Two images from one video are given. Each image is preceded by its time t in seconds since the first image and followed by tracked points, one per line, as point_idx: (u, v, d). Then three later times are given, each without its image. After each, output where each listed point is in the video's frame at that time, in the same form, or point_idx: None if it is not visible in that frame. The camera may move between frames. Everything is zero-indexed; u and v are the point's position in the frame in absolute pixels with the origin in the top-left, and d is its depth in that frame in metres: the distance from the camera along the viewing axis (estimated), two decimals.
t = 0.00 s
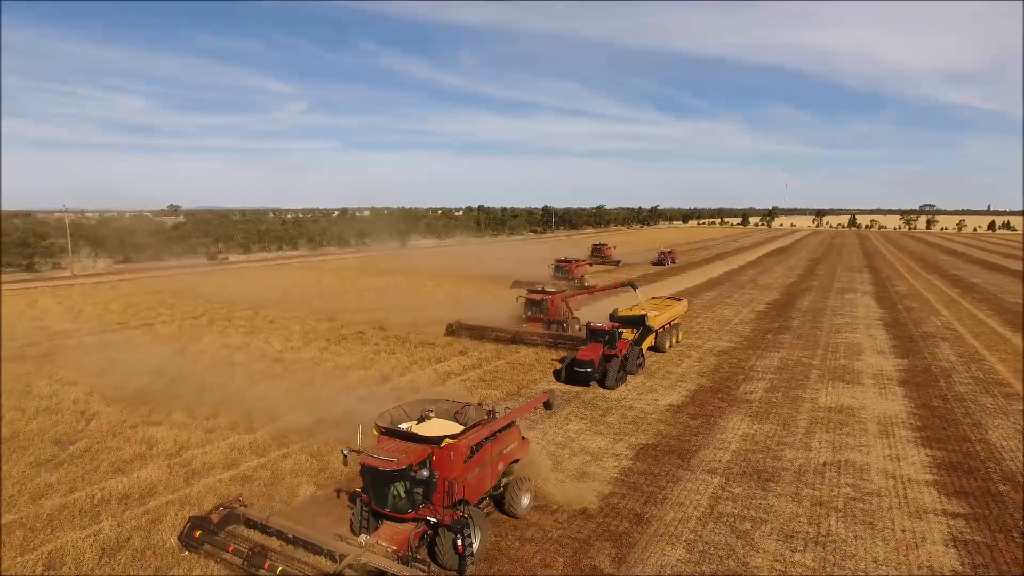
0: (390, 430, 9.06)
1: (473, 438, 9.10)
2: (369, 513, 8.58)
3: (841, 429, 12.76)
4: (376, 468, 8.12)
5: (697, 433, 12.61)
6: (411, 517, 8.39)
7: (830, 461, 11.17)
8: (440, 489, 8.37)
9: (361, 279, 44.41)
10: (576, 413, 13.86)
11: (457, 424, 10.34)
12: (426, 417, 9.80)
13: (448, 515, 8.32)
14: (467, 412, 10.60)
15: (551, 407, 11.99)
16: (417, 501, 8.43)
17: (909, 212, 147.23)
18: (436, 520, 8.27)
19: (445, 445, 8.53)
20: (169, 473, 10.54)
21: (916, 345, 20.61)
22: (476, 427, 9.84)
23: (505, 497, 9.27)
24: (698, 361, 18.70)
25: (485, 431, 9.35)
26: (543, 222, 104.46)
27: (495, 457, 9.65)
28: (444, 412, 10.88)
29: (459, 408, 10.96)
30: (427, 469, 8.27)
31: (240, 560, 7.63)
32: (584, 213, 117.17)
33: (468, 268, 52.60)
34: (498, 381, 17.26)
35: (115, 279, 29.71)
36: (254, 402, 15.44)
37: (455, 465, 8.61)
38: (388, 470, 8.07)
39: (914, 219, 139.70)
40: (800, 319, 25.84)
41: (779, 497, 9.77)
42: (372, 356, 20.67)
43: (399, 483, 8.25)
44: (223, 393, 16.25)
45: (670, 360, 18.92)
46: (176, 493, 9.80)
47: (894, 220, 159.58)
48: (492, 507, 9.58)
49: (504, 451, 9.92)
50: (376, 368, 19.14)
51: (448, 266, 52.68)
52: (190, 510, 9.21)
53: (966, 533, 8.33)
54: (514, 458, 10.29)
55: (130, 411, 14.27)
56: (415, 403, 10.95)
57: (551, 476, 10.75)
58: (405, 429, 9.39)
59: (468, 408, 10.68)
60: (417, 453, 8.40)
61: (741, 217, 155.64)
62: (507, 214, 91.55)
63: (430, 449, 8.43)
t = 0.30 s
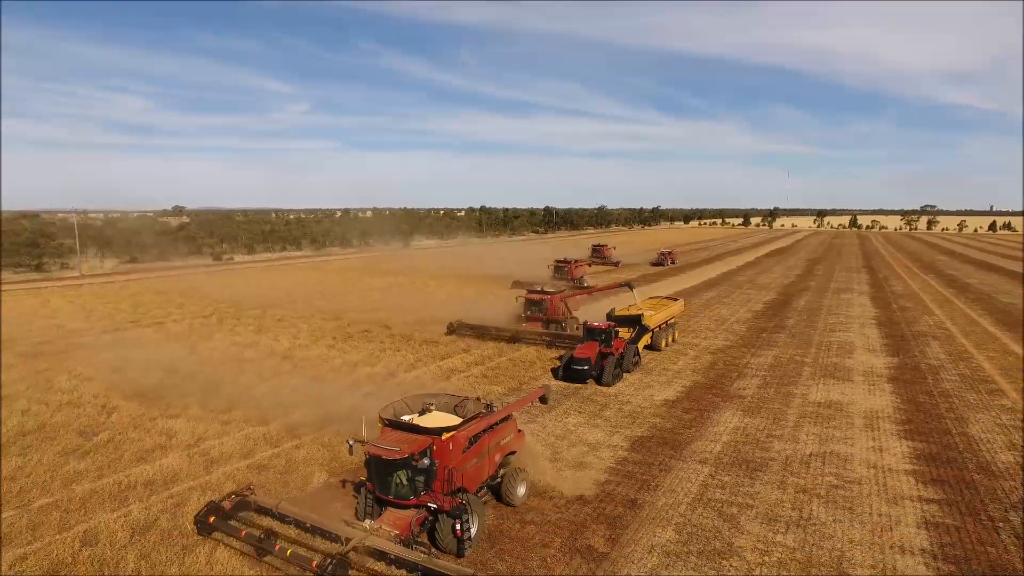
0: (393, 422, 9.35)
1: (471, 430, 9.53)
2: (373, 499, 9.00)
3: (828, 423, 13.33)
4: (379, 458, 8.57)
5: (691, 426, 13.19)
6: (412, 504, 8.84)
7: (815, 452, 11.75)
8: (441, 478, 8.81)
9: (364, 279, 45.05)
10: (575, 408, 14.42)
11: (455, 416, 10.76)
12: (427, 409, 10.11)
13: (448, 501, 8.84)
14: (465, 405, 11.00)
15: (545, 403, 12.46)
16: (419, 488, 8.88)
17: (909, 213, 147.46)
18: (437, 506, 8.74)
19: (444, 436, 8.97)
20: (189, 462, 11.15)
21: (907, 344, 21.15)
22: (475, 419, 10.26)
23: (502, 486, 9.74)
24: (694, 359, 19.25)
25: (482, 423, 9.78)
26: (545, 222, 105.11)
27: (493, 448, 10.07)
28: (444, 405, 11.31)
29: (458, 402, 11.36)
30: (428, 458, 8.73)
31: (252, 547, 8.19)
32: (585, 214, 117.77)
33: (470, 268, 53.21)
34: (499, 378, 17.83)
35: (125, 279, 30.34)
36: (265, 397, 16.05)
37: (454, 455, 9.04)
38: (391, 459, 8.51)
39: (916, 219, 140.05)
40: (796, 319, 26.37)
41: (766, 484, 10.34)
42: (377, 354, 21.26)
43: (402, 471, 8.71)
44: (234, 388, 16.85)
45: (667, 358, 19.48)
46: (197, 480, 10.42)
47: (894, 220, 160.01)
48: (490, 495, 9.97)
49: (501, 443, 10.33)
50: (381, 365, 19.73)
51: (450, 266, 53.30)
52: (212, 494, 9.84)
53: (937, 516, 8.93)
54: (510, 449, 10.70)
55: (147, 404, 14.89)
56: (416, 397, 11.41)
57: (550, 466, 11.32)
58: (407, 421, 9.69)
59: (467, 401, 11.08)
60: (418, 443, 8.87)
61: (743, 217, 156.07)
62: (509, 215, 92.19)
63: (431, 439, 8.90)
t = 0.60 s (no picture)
0: (395, 414, 9.91)
1: (468, 421, 10.01)
2: (376, 487, 9.52)
3: (816, 416, 13.92)
4: (381, 446, 9.20)
5: (684, 419, 13.78)
6: (413, 491, 9.29)
7: (801, 443, 12.34)
8: (439, 467, 9.27)
9: (368, 279, 45.66)
10: (573, 403, 15.00)
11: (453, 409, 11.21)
12: (427, 402, 10.68)
13: (446, 488, 9.28)
14: (464, 399, 11.43)
15: (542, 398, 12.94)
16: (420, 476, 9.34)
17: (911, 214, 147.82)
18: (436, 493, 9.18)
19: (443, 427, 9.45)
20: (206, 452, 11.76)
21: (898, 342, 21.70)
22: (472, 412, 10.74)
23: (497, 476, 10.26)
24: (689, 356, 19.83)
25: (479, 415, 10.25)
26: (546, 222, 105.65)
27: (489, 439, 10.53)
28: (443, 399, 11.81)
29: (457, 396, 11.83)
30: (428, 448, 9.22)
31: (262, 530, 8.68)
32: (587, 214, 118.27)
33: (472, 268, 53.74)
34: (500, 375, 18.43)
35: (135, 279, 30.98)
36: (274, 392, 16.65)
37: (453, 445, 9.51)
38: (393, 448, 9.05)
39: (916, 220, 140.50)
40: (791, 318, 26.91)
41: (753, 472, 10.92)
42: (381, 351, 21.86)
43: (403, 460, 9.19)
44: (245, 384, 17.45)
45: (663, 355, 20.04)
46: (215, 468, 11.03)
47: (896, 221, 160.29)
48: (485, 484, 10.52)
49: (497, 435, 10.80)
50: (386, 362, 20.32)
51: (452, 266, 53.88)
52: (230, 481, 10.44)
53: (911, 501, 9.54)
54: (506, 441, 11.16)
55: (163, 399, 15.51)
56: (417, 392, 11.93)
57: (549, 456, 11.92)
58: (408, 413, 10.25)
59: (465, 395, 11.49)
60: (418, 434, 9.37)
61: (744, 218, 156.52)
62: (511, 215, 92.75)
63: (431, 430, 9.39)
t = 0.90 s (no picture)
0: (396, 408, 10.44)
1: (466, 415, 10.51)
2: (378, 477, 10.09)
3: (803, 411, 14.52)
4: (383, 437, 9.77)
5: (677, 414, 14.36)
6: (413, 480, 9.91)
7: (787, 435, 12.95)
8: (437, 457, 9.78)
9: (369, 279, 46.24)
10: (569, 399, 15.57)
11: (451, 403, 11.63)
12: (427, 397, 11.17)
13: (444, 477, 9.88)
14: (461, 394, 11.80)
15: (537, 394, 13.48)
16: (420, 466, 9.92)
17: (910, 214, 148.17)
18: (434, 482, 9.79)
19: (442, 419, 9.95)
20: (221, 443, 12.37)
21: (888, 341, 22.27)
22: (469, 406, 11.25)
23: (493, 467, 10.72)
24: (684, 354, 20.41)
25: (476, 409, 10.75)
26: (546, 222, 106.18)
27: (485, 432, 11.03)
28: (442, 394, 12.30)
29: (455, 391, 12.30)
30: (427, 440, 9.76)
31: (269, 517, 9.13)
32: (587, 215, 118.78)
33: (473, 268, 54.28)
34: (500, 372, 19.02)
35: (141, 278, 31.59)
36: (282, 388, 17.26)
37: (451, 437, 10.01)
38: (393, 439, 9.65)
39: (916, 220, 141.00)
40: (785, 317, 27.48)
41: (740, 463, 11.52)
42: (385, 349, 22.46)
43: (403, 451, 9.77)
44: (253, 380, 18.06)
45: (659, 353, 20.61)
46: (230, 458, 11.64)
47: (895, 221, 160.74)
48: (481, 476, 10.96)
49: (493, 428, 11.29)
50: (389, 359, 20.92)
51: (453, 267, 54.44)
52: (245, 470, 11.05)
53: (887, 488, 10.15)
54: (502, 434, 11.66)
55: (176, 394, 16.13)
56: (417, 387, 12.44)
57: (546, 447, 12.52)
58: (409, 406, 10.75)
59: (462, 390, 11.86)
60: (417, 426, 9.88)
61: (744, 218, 156.98)
62: (512, 215, 93.26)
63: (429, 422, 9.91)
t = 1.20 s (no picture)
0: (396, 403, 10.95)
1: (462, 410, 11.02)
2: (379, 469, 10.57)
3: (790, 406, 15.12)
4: (383, 431, 10.22)
5: (669, 409, 14.97)
6: (412, 471, 10.38)
7: (773, 429, 13.55)
8: (435, 449, 10.29)
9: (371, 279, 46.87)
10: (566, 395, 16.17)
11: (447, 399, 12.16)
12: (425, 393, 11.67)
13: (441, 468, 10.42)
14: (458, 390, 12.32)
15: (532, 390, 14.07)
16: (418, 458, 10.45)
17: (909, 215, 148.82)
18: (432, 473, 10.32)
19: (439, 414, 10.46)
20: (234, 435, 13.00)
21: (877, 340, 22.85)
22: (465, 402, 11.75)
23: (488, 460, 11.25)
24: (678, 352, 21.01)
25: (472, 404, 11.26)
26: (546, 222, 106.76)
27: (481, 426, 11.53)
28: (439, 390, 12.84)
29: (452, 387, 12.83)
30: (425, 433, 10.28)
31: (275, 508, 9.65)
32: (587, 215, 119.36)
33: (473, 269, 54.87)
34: (499, 370, 19.62)
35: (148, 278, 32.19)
36: (289, 384, 17.88)
37: (448, 430, 10.52)
38: (393, 432, 10.09)
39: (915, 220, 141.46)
40: (779, 317, 28.06)
41: (727, 454, 12.13)
42: (387, 348, 23.07)
43: (403, 444, 10.30)
44: (261, 377, 18.69)
45: (653, 352, 21.20)
46: (244, 449, 12.27)
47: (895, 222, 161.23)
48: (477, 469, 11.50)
49: (488, 423, 11.80)
50: (392, 358, 21.52)
51: (453, 267, 55.05)
52: (258, 460, 11.68)
53: (864, 477, 10.76)
54: (497, 429, 12.15)
55: (188, 390, 16.76)
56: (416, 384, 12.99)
57: (543, 441, 13.13)
58: (408, 401, 11.24)
59: (459, 387, 12.37)
60: (416, 420, 10.39)
61: (743, 218, 157.50)
62: (512, 216, 93.85)
63: (427, 416, 10.42)
